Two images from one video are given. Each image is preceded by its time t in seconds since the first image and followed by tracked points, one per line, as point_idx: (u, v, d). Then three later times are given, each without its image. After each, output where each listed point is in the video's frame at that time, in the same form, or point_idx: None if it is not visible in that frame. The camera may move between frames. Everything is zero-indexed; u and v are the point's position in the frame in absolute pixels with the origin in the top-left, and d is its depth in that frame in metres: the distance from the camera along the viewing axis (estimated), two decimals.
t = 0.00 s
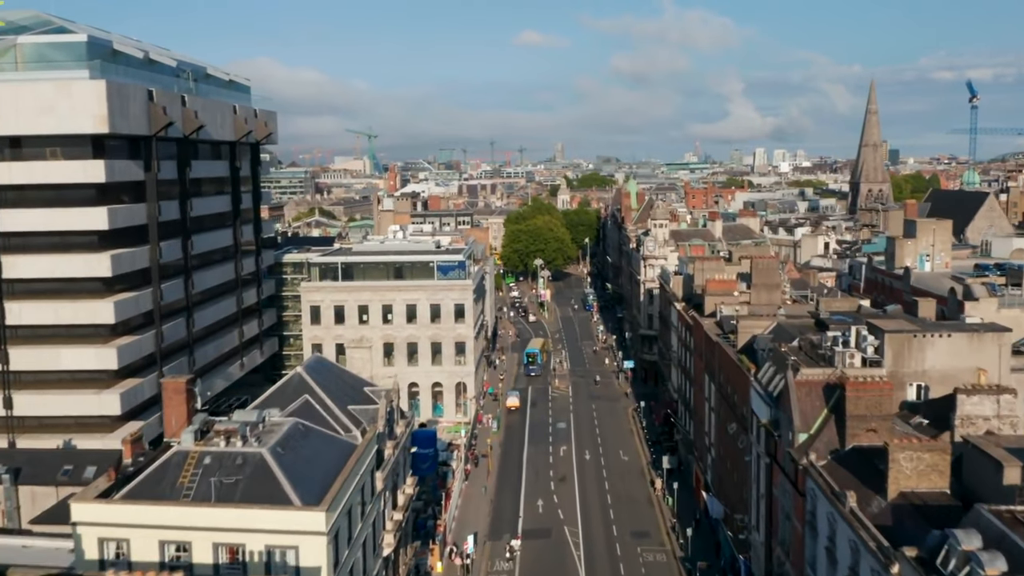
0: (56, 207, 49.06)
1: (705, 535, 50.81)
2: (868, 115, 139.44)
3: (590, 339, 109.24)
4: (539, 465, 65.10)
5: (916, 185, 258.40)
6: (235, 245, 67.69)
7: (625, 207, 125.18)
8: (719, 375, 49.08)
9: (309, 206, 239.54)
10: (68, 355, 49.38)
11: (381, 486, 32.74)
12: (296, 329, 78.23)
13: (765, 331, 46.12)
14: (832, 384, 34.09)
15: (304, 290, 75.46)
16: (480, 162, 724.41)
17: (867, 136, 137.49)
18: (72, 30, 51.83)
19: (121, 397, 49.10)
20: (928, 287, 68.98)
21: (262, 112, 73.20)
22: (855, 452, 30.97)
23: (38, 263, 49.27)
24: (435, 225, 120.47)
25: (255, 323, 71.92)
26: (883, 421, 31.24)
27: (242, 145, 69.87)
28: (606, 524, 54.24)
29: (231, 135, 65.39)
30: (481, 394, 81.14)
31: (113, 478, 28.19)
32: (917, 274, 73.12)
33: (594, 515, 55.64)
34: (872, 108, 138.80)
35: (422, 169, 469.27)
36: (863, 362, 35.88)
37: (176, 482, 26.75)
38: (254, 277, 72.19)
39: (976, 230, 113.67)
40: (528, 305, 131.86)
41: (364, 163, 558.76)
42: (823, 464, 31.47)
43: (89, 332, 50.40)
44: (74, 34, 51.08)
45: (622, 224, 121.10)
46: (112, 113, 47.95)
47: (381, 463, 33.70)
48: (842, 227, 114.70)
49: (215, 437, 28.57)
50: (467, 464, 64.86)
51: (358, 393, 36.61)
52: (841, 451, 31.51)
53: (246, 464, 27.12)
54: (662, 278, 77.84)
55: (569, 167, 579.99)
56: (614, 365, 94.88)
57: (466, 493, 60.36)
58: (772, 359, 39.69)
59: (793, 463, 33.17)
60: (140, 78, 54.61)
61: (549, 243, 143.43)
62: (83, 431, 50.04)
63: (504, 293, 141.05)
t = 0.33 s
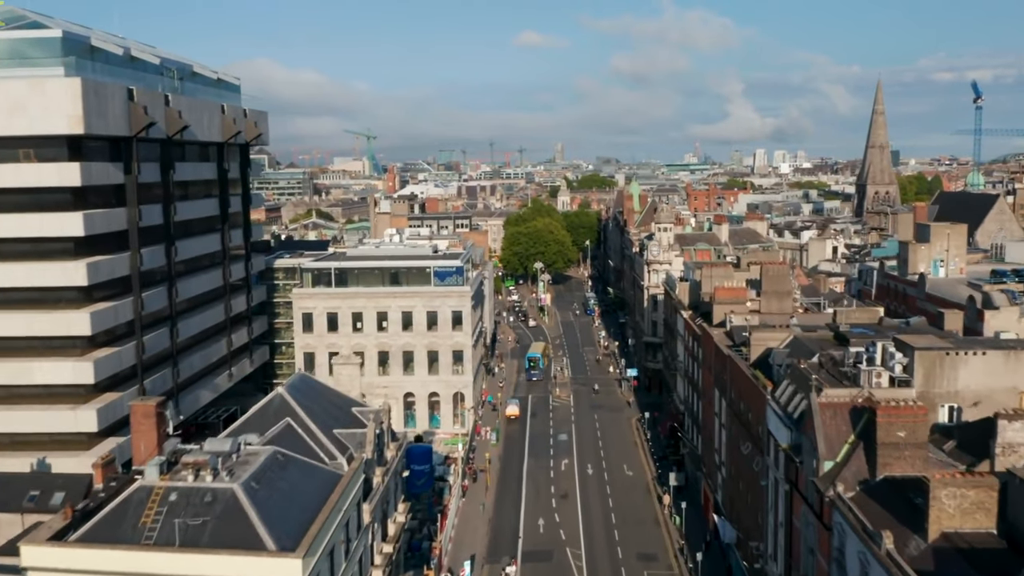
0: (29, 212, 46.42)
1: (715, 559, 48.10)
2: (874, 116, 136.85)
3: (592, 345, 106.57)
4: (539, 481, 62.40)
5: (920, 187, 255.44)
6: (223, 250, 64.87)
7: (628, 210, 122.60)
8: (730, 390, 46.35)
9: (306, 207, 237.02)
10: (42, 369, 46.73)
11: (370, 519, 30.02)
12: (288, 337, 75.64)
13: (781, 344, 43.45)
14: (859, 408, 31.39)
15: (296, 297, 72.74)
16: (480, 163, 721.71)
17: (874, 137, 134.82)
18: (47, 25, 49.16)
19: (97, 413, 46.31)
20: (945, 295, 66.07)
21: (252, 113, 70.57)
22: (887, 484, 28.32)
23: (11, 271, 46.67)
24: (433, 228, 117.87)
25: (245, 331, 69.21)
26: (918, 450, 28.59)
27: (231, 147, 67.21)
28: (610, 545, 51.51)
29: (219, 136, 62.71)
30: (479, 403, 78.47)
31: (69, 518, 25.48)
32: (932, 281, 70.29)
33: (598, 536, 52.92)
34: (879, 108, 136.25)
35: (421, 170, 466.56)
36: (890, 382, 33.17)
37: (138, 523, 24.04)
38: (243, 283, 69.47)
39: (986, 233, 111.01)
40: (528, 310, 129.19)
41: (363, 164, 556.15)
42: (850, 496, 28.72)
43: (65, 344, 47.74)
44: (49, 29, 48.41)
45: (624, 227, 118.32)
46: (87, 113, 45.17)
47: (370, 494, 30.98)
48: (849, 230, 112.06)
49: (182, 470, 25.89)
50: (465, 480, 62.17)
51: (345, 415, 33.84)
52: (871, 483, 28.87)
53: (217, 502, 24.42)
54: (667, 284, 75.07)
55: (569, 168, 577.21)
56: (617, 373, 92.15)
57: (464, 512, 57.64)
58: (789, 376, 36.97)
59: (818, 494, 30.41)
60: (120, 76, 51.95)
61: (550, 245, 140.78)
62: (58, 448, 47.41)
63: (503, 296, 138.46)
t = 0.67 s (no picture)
0: None
1: None
2: (881, 116, 134.01)
3: (593, 351, 103.84)
4: (539, 496, 59.74)
5: (925, 188, 252.55)
6: (210, 255, 62.15)
7: (630, 212, 119.89)
8: (742, 406, 43.61)
9: (304, 208, 234.29)
10: (12, 383, 44.10)
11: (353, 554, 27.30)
12: (278, 345, 72.92)
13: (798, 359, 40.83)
14: (889, 434, 28.80)
15: (287, 304, 70.02)
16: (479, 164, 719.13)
17: (881, 137, 132.00)
18: (19, 19, 46.52)
19: (71, 430, 43.66)
20: (962, 302, 63.24)
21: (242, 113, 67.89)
22: (924, 521, 25.73)
23: None
24: (431, 230, 115.26)
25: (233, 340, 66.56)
26: (958, 484, 26.07)
27: (219, 148, 64.54)
28: (614, 567, 48.82)
29: (205, 137, 60.05)
30: (477, 413, 75.78)
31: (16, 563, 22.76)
32: (947, 287, 67.60)
33: (601, 556, 50.27)
34: (886, 108, 133.43)
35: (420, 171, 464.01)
36: (921, 404, 30.53)
37: (89, 569, 21.30)
38: (232, 290, 66.80)
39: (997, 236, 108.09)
40: (527, 314, 126.44)
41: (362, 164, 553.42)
42: (883, 533, 26.16)
43: (37, 356, 45.05)
44: (20, 23, 45.76)
45: (626, 230, 115.58)
46: (58, 112, 42.52)
47: (356, 530, 28.27)
48: (857, 233, 109.19)
49: (142, 508, 23.19)
50: (462, 495, 59.51)
51: (329, 440, 31.13)
52: (906, 519, 26.30)
53: (178, 546, 21.75)
54: (672, 290, 72.31)
55: (569, 169, 574.11)
56: (619, 380, 89.38)
57: (460, 531, 54.94)
58: (810, 395, 34.28)
59: (846, 529, 27.77)
60: (98, 74, 49.30)
61: (550, 248, 137.95)
62: (32, 466, 44.95)
63: (503, 300, 135.71)
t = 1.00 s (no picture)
0: None
1: None
2: (888, 116, 131.27)
3: (594, 357, 101.05)
4: (538, 514, 57.00)
5: (929, 189, 249.77)
6: (194, 260, 59.48)
7: (631, 214, 117.10)
8: (755, 423, 40.89)
9: (300, 208, 231.29)
10: None
11: None
12: (267, 353, 70.19)
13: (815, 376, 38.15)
14: (923, 465, 26.21)
15: (276, 310, 67.29)
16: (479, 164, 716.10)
17: (887, 138, 129.26)
18: None
19: (38, 448, 40.91)
20: (980, 310, 60.53)
21: (229, 111, 65.16)
22: (968, 566, 23.14)
23: None
24: (427, 232, 112.53)
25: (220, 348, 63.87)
26: (1004, 523, 23.50)
27: (204, 148, 61.82)
28: None
29: (189, 137, 57.41)
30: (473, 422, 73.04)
31: None
32: (963, 294, 64.83)
33: None
34: (892, 108, 130.68)
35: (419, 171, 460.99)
36: (955, 429, 27.93)
37: None
38: (219, 296, 64.10)
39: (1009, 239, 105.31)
40: (526, 318, 123.66)
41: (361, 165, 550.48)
42: None
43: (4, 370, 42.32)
44: None
45: (627, 232, 112.97)
46: (25, 111, 39.85)
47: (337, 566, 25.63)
48: (865, 235, 106.42)
49: (88, 557, 20.26)
50: (457, 512, 56.81)
51: (309, 468, 28.45)
52: (947, 562, 23.68)
53: None
54: (676, 296, 69.64)
55: (569, 169, 571.35)
56: (621, 389, 86.65)
57: (455, 551, 52.17)
58: (832, 418, 31.59)
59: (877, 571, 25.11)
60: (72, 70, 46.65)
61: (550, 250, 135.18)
62: None
63: (501, 303, 132.92)
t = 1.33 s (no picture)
0: None
1: None
2: (894, 116, 128.49)
3: (595, 362, 98.35)
4: (537, 532, 54.31)
5: (933, 192, 246.86)
6: (175, 266, 56.74)
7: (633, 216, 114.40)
8: (767, 443, 38.14)
9: (298, 209, 228.67)
10: None
11: None
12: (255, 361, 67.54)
13: (833, 394, 35.46)
14: (963, 502, 23.62)
15: (264, 317, 64.61)
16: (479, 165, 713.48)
17: (894, 138, 126.46)
18: None
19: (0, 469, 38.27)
20: (999, 317, 57.69)
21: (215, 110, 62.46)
22: None
23: None
24: (424, 235, 109.93)
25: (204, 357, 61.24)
26: None
27: (186, 149, 59.15)
28: None
29: (170, 137, 54.80)
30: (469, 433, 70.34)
31: None
32: (979, 301, 62.06)
33: None
34: (899, 108, 127.92)
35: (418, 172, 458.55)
36: (996, 459, 25.07)
37: None
38: (203, 303, 61.42)
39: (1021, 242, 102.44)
40: (525, 322, 120.98)
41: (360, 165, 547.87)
42: None
43: None
44: None
45: (629, 235, 110.30)
46: None
47: None
48: (872, 238, 103.65)
49: None
50: (451, 530, 54.15)
51: (282, 504, 25.71)
52: None
53: None
54: (680, 302, 66.97)
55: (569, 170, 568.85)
56: (622, 397, 83.93)
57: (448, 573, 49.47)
58: (856, 445, 28.85)
59: None
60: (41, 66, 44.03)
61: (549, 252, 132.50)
62: None
63: (500, 307, 130.25)
